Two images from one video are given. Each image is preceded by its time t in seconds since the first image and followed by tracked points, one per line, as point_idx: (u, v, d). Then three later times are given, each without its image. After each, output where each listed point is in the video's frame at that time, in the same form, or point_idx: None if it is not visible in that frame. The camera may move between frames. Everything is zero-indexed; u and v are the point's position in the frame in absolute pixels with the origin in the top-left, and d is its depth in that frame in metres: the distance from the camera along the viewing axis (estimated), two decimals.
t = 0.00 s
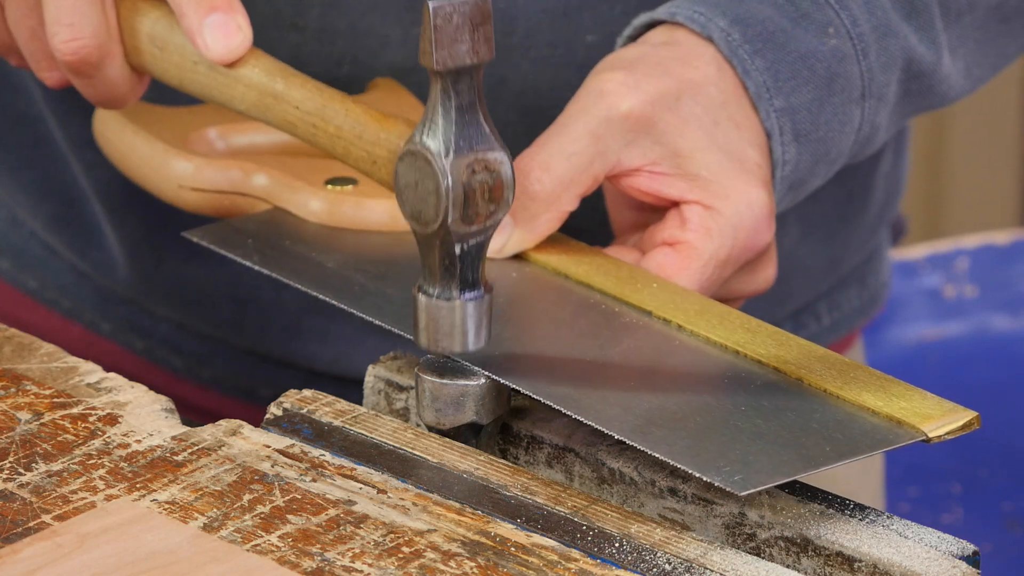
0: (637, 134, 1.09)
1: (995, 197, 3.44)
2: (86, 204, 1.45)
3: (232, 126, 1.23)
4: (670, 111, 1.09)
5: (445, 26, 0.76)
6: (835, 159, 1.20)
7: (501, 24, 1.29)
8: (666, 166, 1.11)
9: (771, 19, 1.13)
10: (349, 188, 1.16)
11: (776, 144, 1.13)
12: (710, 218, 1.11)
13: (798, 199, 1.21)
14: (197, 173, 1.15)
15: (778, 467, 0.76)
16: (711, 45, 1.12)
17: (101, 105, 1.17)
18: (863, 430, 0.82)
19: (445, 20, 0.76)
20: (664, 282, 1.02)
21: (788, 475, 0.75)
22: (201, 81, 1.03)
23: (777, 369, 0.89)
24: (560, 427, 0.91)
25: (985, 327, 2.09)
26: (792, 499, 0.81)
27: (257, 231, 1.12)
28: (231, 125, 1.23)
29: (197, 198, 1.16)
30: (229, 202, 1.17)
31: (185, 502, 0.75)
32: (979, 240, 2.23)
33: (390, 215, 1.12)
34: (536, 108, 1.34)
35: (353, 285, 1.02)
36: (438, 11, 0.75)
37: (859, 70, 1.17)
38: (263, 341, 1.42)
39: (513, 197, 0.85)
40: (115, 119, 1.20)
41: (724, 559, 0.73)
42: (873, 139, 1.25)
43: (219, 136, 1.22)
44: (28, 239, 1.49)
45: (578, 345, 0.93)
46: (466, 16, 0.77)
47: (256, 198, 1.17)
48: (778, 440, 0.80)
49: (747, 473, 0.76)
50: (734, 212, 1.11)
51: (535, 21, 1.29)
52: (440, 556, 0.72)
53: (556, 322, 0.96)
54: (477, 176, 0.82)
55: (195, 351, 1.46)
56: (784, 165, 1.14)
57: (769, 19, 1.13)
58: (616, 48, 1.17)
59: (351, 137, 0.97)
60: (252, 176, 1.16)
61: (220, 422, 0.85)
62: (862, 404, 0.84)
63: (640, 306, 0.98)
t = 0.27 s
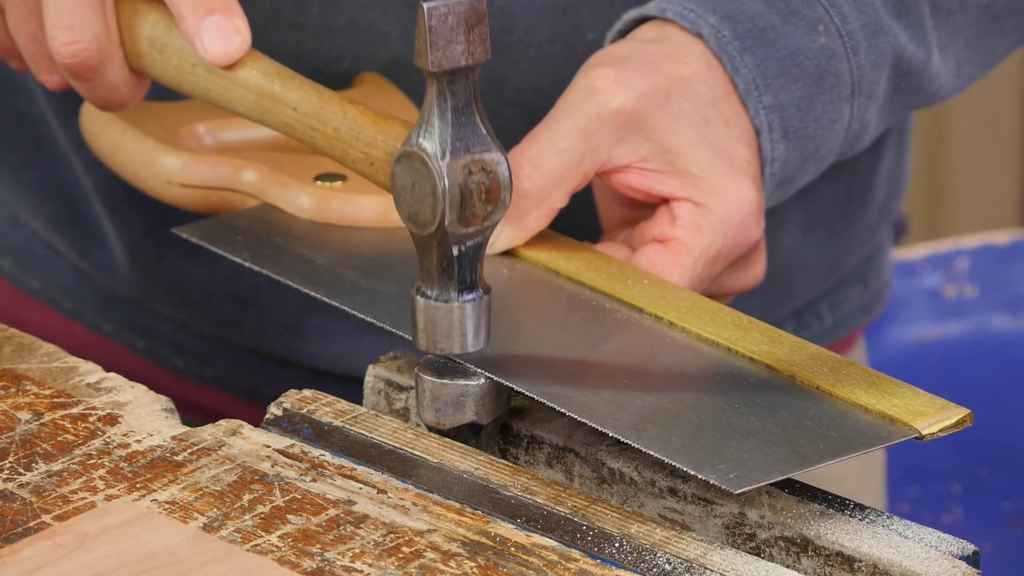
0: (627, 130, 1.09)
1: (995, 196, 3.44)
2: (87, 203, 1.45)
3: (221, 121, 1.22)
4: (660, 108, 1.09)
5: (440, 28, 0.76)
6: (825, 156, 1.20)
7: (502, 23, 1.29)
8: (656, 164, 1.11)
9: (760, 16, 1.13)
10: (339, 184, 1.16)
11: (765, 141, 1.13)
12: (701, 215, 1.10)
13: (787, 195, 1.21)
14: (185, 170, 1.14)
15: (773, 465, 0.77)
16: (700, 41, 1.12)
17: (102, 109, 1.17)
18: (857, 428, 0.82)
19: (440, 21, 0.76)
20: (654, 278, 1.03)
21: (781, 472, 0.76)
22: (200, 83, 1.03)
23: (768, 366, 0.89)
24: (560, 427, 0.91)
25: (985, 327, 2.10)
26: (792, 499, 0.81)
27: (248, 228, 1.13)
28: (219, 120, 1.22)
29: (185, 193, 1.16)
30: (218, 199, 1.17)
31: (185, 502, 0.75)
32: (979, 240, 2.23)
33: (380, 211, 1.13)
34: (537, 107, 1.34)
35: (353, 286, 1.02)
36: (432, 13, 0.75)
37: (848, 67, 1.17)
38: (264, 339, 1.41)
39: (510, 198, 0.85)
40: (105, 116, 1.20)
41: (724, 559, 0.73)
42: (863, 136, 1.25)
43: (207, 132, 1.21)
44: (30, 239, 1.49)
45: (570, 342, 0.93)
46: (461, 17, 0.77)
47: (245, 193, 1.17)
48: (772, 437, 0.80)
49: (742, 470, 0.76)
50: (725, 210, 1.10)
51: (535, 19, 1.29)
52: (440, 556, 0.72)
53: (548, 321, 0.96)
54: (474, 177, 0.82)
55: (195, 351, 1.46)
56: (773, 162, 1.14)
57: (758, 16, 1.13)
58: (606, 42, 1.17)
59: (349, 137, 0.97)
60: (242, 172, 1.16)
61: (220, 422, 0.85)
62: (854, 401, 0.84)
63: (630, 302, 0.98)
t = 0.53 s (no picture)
0: (615, 126, 1.09)
1: (995, 195, 3.44)
2: (86, 203, 1.45)
3: (211, 122, 1.22)
4: (648, 103, 1.09)
5: (435, 33, 0.77)
6: (813, 152, 1.19)
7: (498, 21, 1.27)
8: (644, 158, 1.10)
9: (748, 12, 1.14)
10: (328, 182, 1.16)
11: (753, 136, 1.13)
12: (689, 208, 1.10)
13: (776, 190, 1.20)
14: (175, 169, 1.15)
15: (763, 454, 0.78)
16: (688, 36, 1.12)
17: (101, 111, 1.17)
18: (846, 416, 0.82)
19: (434, 27, 0.77)
20: (643, 272, 1.03)
21: (770, 461, 0.77)
22: (196, 87, 1.03)
23: (756, 357, 0.90)
24: (560, 427, 0.91)
25: (985, 327, 2.09)
26: (792, 499, 0.81)
27: (238, 226, 1.13)
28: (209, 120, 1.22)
29: (174, 193, 1.16)
30: (207, 198, 1.17)
31: (185, 502, 0.75)
32: (979, 240, 2.23)
33: (369, 208, 1.13)
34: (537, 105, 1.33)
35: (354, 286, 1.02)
36: (427, 19, 0.76)
37: (837, 62, 1.18)
38: (264, 338, 1.41)
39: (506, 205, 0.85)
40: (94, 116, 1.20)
41: (724, 559, 0.73)
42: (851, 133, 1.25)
43: (197, 132, 1.20)
44: (31, 239, 1.49)
45: (560, 334, 0.93)
46: (456, 23, 0.77)
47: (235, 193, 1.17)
48: (761, 427, 0.81)
49: (732, 460, 0.77)
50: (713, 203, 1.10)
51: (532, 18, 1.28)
52: (440, 556, 0.72)
53: (538, 315, 0.96)
54: (470, 184, 0.82)
55: (196, 350, 1.46)
56: (761, 157, 1.14)
57: (746, 11, 1.14)
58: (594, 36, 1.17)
59: (345, 145, 0.96)
60: (231, 171, 1.16)
61: (220, 422, 0.85)
62: (842, 392, 0.85)
63: (619, 296, 0.98)
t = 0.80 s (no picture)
0: (602, 121, 1.09)
1: (995, 197, 3.44)
2: (85, 203, 1.45)
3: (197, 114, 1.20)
4: (635, 97, 1.09)
5: (439, 32, 0.77)
6: (800, 149, 1.19)
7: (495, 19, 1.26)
8: (631, 153, 1.11)
9: (735, 8, 1.14)
10: (315, 176, 1.17)
11: (739, 133, 1.13)
12: (675, 204, 1.10)
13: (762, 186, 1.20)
14: (160, 162, 1.14)
15: (749, 448, 0.77)
16: (673, 31, 1.12)
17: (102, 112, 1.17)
18: (831, 410, 0.83)
19: (438, 25, 0.77)
20: (629, 266, 1.03)
21: (756, 457, 0.76)
22: (197, 85, 1.03)
23: (743, 351, 0.90)
24: (560, 427, 0.91)
25: (985, 327, 2.09)
26: (792, 499, 0.81)
27: (223, 219, 1.14)
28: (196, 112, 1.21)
29: (161, 186, 1.15)
30: (194, 191, 1.17)
31: (185, 502, 0.75)
32: (979, 240, 2.23)
33: (354, 202, 1.13)
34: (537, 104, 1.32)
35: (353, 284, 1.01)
36: (430, 16, 0.76)
37: (824, 59, 1.18)
38: (263, 337, 1.41)
39: (509, 205, 0.85)
40: (83, 112, 1.19)
41: (724, 559, 0.73)
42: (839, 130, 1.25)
43: (183, 125, 1.19)
44: (31, 239, 1.49)
45: (548, 329, 0.94)
46: (459, 22, 0.77)
47: (221, 186, 1.17)
48: (748, 422, 0.81)
49: (718, 454, 0.77)
50: (699, 198, 1.10)
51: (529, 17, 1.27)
52: (440, 556, 0.72)
53: (525, 310, 0.97)
54: (473, 184, 0.82)
55: (195, 350, 1.45)
56: (746, 154, 1.14)
57: (733, 8, 1.13)
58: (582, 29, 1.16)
59: (347, 142, 0.96)
60: (218, 164, 1.16)
61: (220, 422, 0.85)
62: (828, 385, 0.85)
63: (606, 290, 0.98)
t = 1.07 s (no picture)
0: (591, 118, 1.09)
1: (994, 196, 3.44)
2: (84, 202, 1.45)
3: (186, 108, 1.22)
4: (624, 95, 1.09)
5: (446, 22, 0.77)
6: (788, 147, 1.19)
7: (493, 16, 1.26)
8: (618, 150, 1.11)
9: (723, 6, 1.13)
10: (302, 171, 1.18)
11: (726, 130, 1.13)
12: (663, 201, 1.10)
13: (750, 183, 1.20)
14: (149, 156, 1.14)
15: (736, 445, 0.77)
16: (661, 28, 1.12)
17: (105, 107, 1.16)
18: (817, 407, 0.83)
19: (446, 15, 0.77)
20: (617, 262, 1.03)
21: (743, 453, 0.76)
22: (201, 80, 1.03)
23: (727, 347, 0.90)
24: (560, 427, 0.91)
25: (985, 327, 2.09)
26: (792, 499, 0.81)
27: (212, 213, 1.14)
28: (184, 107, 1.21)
29: (150, 181, 1.16)
30: (182, 185, 1.17)
31: (185, 502, 0.75)
32: (979, 240, 2.23)
33: (341, 196, 1.14)
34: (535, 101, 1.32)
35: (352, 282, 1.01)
36: (438, 7, 0.76)
37: (812, 57, 1.17)
38: (262, 336, 1.41)
39: (515, 194, 0.85)
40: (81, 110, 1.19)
41: (724, 559, 0.73)
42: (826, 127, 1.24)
43: (172, 119, 1.20)
44: (30, 238, 1.49)
45: (535, 326, 0.94)
46: (467, 12, 0.77)
47: (208, 179, 1.18)
48: (735, 418, 0.81)
49: (706, 451, 0.77)
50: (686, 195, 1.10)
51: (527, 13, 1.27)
52: (440, 556, 0.72)
53: (513, 308, 0.97)
54: (480, 173, 0.82)
55: (194, 348, 1.45)
56: (735, 151, 1.13)
57: (721, 6, 1.13)
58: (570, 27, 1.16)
59: (352, 134, 0.96)
60: (206, 158, 1.16)
61: (220, 422, 0.85)
62: (813, 381, 0.85)
63: (594, 286, 0.99)
